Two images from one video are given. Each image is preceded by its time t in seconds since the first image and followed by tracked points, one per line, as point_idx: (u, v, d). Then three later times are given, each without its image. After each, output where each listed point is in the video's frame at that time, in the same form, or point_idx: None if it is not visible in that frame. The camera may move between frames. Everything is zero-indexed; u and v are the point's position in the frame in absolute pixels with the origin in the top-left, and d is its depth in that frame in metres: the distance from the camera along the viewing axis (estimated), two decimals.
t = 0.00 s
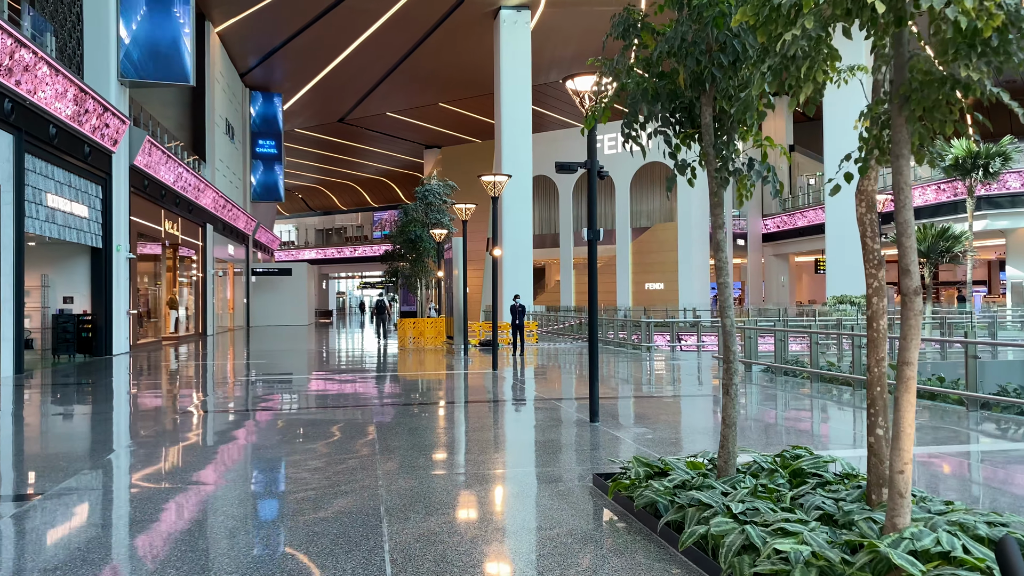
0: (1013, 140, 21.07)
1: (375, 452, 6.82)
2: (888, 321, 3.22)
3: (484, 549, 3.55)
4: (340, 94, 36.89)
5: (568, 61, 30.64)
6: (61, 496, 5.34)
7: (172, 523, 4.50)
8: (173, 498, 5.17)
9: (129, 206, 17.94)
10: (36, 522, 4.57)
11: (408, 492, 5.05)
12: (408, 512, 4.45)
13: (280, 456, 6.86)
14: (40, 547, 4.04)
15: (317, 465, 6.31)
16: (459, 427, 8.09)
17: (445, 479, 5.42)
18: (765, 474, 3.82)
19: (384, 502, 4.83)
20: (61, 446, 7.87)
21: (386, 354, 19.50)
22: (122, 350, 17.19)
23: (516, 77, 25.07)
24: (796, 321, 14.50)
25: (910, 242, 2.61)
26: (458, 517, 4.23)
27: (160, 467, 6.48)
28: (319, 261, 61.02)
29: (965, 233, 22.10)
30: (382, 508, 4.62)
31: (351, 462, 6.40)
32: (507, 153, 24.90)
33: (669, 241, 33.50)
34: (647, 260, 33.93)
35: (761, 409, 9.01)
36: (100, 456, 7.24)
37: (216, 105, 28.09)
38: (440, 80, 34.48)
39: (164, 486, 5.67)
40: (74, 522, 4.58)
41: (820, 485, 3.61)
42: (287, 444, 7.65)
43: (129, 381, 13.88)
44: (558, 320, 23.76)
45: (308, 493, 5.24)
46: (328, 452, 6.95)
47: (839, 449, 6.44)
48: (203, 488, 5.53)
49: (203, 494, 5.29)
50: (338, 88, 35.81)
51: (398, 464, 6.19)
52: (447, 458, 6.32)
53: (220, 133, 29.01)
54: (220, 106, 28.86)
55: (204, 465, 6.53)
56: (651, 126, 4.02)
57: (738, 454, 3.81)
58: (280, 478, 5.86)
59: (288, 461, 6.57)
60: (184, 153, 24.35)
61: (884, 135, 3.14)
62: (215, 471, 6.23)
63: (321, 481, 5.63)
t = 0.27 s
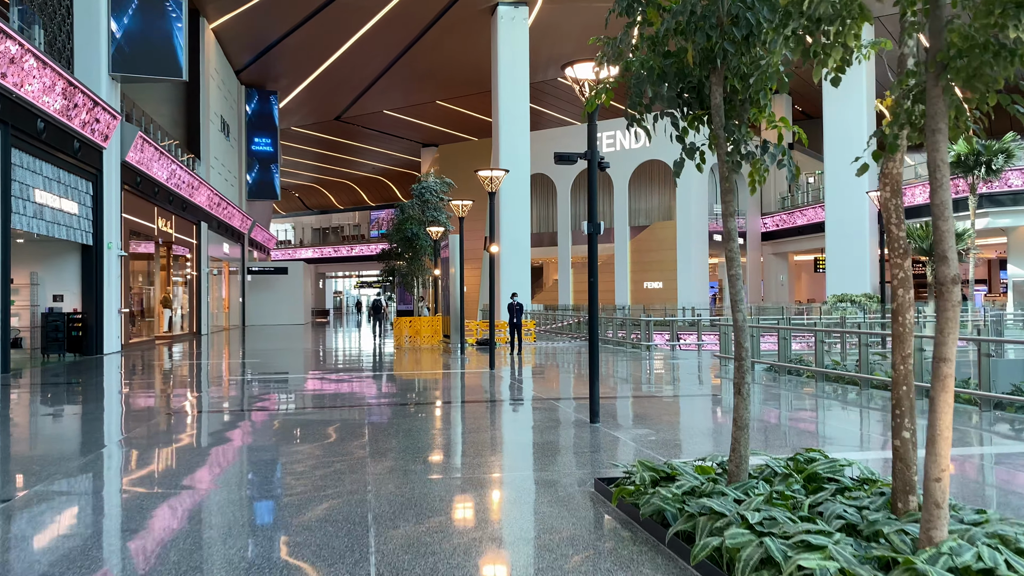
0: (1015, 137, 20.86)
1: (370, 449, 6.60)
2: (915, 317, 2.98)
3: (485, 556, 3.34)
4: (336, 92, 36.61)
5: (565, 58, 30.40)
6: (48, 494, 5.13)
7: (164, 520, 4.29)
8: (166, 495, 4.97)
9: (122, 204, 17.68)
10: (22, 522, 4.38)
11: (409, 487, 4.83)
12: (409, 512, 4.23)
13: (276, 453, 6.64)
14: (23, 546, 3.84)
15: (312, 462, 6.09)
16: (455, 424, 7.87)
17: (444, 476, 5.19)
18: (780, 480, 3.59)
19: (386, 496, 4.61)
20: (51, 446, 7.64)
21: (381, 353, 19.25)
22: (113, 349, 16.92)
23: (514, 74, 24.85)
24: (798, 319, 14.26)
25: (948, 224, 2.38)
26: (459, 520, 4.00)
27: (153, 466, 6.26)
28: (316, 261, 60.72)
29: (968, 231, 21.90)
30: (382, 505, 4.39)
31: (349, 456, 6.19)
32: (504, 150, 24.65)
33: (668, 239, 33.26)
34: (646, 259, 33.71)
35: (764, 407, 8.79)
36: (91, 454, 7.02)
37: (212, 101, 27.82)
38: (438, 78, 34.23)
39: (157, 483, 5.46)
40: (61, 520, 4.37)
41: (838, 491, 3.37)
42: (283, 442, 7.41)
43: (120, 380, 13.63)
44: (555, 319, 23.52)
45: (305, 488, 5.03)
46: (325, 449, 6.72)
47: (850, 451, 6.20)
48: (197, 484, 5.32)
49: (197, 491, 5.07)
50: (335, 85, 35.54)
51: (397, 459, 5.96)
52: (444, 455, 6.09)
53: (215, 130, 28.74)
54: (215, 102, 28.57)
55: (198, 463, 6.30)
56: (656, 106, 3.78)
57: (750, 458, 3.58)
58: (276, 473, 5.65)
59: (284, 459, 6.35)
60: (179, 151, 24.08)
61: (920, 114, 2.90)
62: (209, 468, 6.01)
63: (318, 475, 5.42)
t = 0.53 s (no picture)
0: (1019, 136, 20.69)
1: (366, 456, 6.36)
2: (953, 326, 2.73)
3: None
4: (332, 91, 36.34)
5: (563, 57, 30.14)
6: (35, 504, 4.91)
7: (156, 536, 4.07)
8: (160, 506, 4.76)
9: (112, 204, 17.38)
10: (8, 535, 4.16)
11: (412, 500, 4.61)
12: (409, 528, 3.99)
13: (272, 459, 6.42)
14: (7, 564, 3.62)
15: (308, 470, 5.86)
16: (453, 431, 7.63)
17: (445, 487, 4.96)
18: (800, 499, 3.35)
19: (383, 511, 4.37)
20: (41, 450, 7.42)
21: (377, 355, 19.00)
22: (105, 351, 16.65)
23: (512, 74, 24.61)
24: (801, 321, 14.03)
25: (1003, 227, 2.11)
26: (460, 538, 3.77)
27: (146, 472, 6.05)
28: (312, 261, 60.42)
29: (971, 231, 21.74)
30: (373, 524, 4.11)
31: (347, 463, 5.96)
32: (501, 148, 24.39)
33: (667, 240, 33.03)
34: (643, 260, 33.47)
35: (770, 413, 8.59)
36: (83, 459, 6.81)
37: (206, 101, 27.56)
38: (434, 77, 33.95)
39: (151, 491, 5.26)
40: (48, 535, 4.16)
41: (867, 513, 3.13)
42: (282, 446, 7.22)
43: (112, 382, 13.37)
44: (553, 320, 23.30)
45: (304, 498, 4.82)
46: (322, 456, 6.49)
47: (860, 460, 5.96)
48: (193, 493, 5.11)
49: (193, 501, 4.86)
50: (331, 84, 35.24)
51: (396, 466, 5.74)
52: (442, 462, 5.85)
53: (209, 129, 28.44)
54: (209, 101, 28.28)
55: (194, 468, 6.09)
56: (669, 98, 3.54)
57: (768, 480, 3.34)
58: (272, 481, 5.45)
59: (280, 465, 6.13)
60: (173, 151, 23.81)
61: (968, 106, 2.66)
62: (204, 475, 5.79)
63: (316, 485, 5.20)
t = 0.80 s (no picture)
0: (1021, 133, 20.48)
1: (362, 457, 6.11)
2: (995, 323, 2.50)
3: None
4: (328, 89, 36.05)
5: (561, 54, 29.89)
6: (20, 507, 4.69)
7: (144, 543, 3.84)
8: (150, 509, 4.55)
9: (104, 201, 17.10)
10: None
11: (412, 506, 4.37)
12: (408, 536, 3.76)
13: (267, 460, 6.20)
14: None
15: (303, 471, 5.65)
16: (451, 432, 7.39)
17: (445, 491, 4.72)
18: (823, 508, 3.13)
19: (380, 517, 4.13)
20: (31, 450, 7.19)
21: (373, 355, 18.73)
22: (96, 351, 16.38)
23: (510, 71, 24.38)
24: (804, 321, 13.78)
25: None
26: (459, 548, 3.53)
27: (138, 473, 5.83)
28: (308, 260, 60.08)
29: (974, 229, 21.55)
30: (364, 532, 3.86)
31: (345, 465, 5.73)
32: (499, 146, 24.14)
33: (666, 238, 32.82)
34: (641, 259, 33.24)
35: (777, 414, 8.37)
36: (74, 459, 6.58)
37: (200, 98, 27.28)
38: (431, 74, 33.68)
39: (144, 492, 5.05)
40: (31, 541, 3.93)
41: (897, 525, 2.90)
42: (277, 446, 7.00)
43: (103, 382, 13.11)
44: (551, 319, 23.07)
45: (297, 501, 4.61)
46: (317, 457, 6.26)
47: (873, 463, 5.69)
48: (187, 496, 4.88)
49: (185, 504, 4.65)
50: (326, 81, 34.94)
51: (396, 468, 5.52)
52: (439, 465, 5.62)
53: (204, 127, 28.16)
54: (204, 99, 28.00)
55: (189, 468, 5.88)
56: (682, 78, 3.29)
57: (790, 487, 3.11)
58: (265, 483, 5.23)
59: (275, 466, 5.92)
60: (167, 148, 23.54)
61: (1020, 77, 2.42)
62: (195, 477, 5.58)
63: (313, 488, 4.98)
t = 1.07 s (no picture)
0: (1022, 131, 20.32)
1: (353, 462, 5.91)
2: None
3: None
4: (323, 87, 35.78)
5: (558, 53, 29.65)
6: None
7: (113, 558, 3.56)
8: (137, 516, 4.36)
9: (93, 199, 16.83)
10: None
11: (400, 517, 4.10)
12: (396, 552, 3.51)
13: (257, 463, 6.00)
14: None
15: (293, 476, 5.44)
16: (445, 435, 7.19)
17: (438, 500, 4.48)
18: (840, 524, 2.92)
19: (366, 531, 3.87)
20: (15, 452, 6.94)
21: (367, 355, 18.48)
22: (85, 351, 16.13)
23: (506, 68, 24.13)
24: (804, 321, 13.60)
25: None
26: (453, 564, 3.30)
27: (125, 476, 5.63)
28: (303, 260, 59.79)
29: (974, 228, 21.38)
30: (349, 548, 3.60)
31: (335, 470, 5.49)
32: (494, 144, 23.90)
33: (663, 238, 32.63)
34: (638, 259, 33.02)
35: (780, 416, 8.18)
36: (59, 462, 6.34)
37: (193, 96, 27.01)
38: (427, 73, 33.44)
39: (128, 498, 4.83)
40: (1, 555, 3.68)
41: (922, 543, 2.70)
42: (269, 449, 6.79)
43: (92, 383, 12.87)
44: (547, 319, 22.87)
45: (286, 509, 4.40)
46: (308, 461, 6.04)
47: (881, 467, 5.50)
48: (175, 502, 4.65)
49: (173, 510, 4.45)
50: (321, 80, 34.67)
51: (387, 473, 5.28)
52: (434, 470, 5.42)
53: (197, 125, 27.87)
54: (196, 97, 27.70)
55: (174, 471, 5.63)
56: (688, 61, 3.08)
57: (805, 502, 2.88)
58: (255, 488, 5.03)
59: (265, 471, 5.71)
60: (159, 146, 23.26)
61: None
62: (184, 481, 5.39)
63: (302, 495, 4.76)
